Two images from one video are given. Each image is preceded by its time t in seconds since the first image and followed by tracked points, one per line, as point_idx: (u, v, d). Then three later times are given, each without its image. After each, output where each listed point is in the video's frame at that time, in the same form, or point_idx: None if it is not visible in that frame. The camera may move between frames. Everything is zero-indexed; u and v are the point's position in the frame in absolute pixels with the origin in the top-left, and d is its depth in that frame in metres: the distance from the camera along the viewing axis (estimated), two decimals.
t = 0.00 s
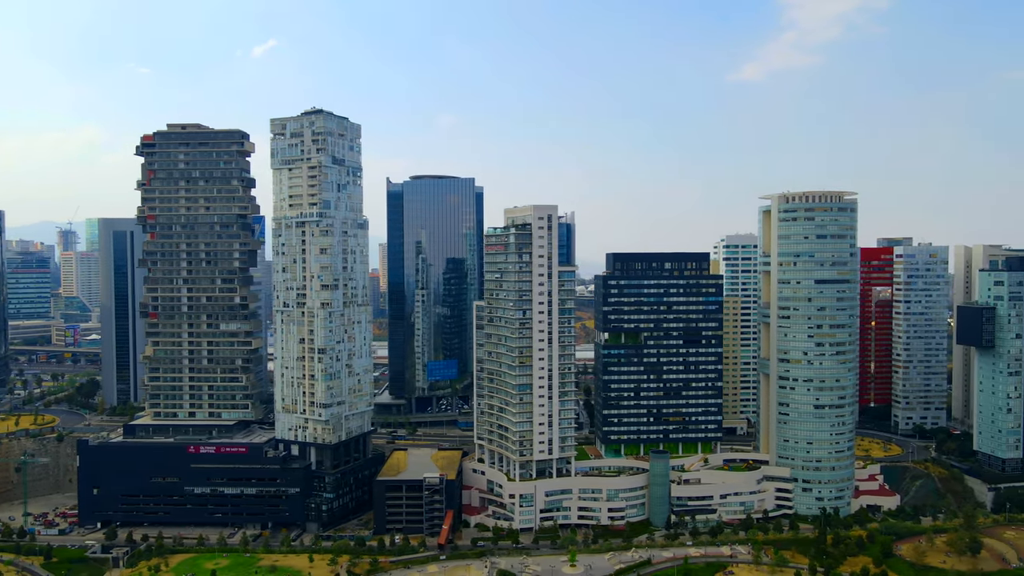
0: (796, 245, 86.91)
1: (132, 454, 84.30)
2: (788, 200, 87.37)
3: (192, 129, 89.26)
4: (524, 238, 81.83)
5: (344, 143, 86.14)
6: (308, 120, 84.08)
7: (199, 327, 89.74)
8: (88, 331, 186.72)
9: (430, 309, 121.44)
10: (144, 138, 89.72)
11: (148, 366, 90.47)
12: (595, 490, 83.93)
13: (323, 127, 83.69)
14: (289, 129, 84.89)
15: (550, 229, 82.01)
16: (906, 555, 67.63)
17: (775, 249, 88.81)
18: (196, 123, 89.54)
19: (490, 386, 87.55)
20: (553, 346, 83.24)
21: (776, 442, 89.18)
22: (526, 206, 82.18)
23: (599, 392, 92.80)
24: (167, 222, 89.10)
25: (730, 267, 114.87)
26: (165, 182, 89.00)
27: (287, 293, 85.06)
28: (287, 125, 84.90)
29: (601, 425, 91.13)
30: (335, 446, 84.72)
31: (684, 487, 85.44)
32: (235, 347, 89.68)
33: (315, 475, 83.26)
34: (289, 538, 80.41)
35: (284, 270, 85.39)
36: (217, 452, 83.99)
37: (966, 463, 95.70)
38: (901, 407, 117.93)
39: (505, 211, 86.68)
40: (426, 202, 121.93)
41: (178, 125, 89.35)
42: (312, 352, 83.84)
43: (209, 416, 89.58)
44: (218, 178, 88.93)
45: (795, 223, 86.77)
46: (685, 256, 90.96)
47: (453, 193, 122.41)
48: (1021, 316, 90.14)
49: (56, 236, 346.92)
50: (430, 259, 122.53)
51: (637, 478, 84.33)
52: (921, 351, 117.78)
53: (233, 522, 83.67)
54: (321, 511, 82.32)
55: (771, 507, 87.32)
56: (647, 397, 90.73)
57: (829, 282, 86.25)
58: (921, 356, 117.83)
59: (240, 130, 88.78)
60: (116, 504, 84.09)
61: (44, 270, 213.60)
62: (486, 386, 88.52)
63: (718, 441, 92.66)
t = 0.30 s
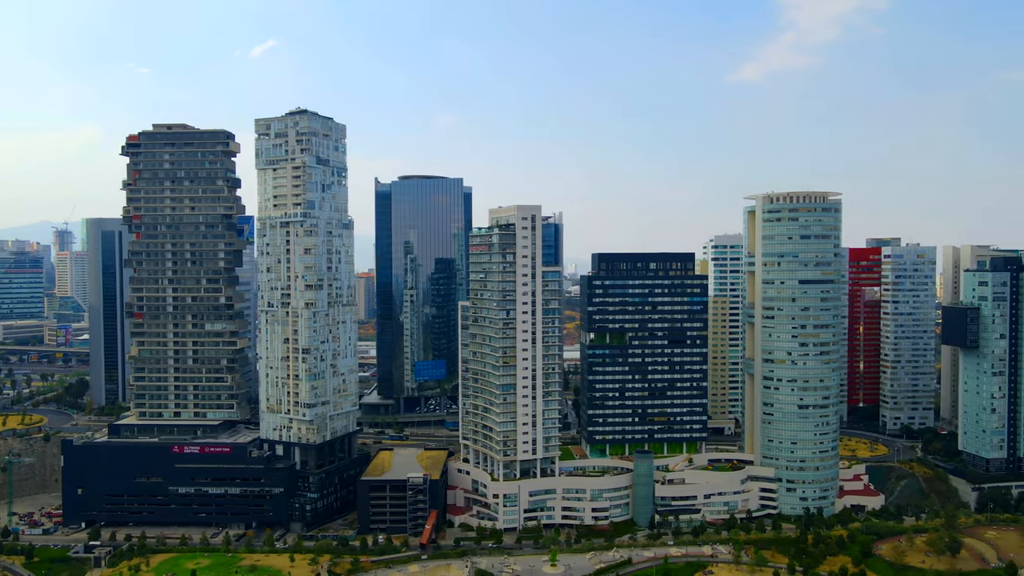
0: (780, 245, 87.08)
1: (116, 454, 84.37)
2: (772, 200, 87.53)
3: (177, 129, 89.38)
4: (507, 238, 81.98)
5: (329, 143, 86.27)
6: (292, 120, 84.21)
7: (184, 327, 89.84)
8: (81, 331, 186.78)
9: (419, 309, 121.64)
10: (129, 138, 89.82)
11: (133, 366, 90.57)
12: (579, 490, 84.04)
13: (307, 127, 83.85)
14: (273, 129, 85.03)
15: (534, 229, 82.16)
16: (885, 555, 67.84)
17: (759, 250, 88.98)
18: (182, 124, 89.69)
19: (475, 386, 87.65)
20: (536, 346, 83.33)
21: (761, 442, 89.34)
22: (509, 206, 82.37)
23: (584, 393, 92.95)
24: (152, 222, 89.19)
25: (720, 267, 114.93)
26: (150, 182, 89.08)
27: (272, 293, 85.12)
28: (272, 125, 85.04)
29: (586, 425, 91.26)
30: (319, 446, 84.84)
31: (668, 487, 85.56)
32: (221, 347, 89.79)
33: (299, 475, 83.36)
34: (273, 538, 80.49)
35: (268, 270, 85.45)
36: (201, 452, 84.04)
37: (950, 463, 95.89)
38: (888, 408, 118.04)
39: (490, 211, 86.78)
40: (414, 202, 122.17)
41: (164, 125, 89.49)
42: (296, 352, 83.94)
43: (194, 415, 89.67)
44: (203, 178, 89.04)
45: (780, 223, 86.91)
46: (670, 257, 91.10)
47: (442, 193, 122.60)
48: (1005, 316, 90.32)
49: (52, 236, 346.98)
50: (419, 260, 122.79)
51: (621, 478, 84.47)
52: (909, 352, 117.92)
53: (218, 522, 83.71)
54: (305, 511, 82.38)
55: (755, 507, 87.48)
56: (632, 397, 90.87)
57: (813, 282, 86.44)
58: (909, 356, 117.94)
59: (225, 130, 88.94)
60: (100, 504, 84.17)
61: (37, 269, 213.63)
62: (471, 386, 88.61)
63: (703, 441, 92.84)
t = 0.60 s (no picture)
0: (765, 246, 87.19)
1: (100, 454, 84.44)
2: (756, 201, 87.63)
3: (163, 129, 89.46)
4: (491, 239, 82.12)
5: (313, 144, 86.40)
6: (277, 120, 84.31)
7: (169, 327, 89.90)
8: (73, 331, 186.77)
9: (408, 309, 122.34)
10: (114, 138, 89.88)
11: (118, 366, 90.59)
12: (563, 490, 84.11)
13: (291, 128, 83.94)
14: (258, 129, 85.13)
15: (518, 229, 82.29)
16: (865, 555, 68.01)
17: (744, 250, 89.06)
18: (168, 124, 89.77)
19: (459, 386, 87.72)
20: (520, 347, 83.38)
21: (745, 443, 89.45)
22: (493, 207, 82.54)
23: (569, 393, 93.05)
24: (137, 222, 89.25)
25: (707, 267, 116.20)
26: (135, 182, 89.14)
27: (256, 294, 85.13)
28: (256, 126, 85.13)
29: (571, 426, 91.36)
30: (304, 446, 84.91)
31: (652, 487, 85.62)
32: (206, 347, 89.87)
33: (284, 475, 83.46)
34: (256, 538, 80.57)
35: (253, 270, 85.50)
36: (185, 452, 84.10)
37: (936, 464, 95.96)
38: (876, 408, 118.16)
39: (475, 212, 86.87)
40: (403, 203, 122.36)
41: (149, 126, 89.57)
42: (281, 352, 84.02)
43: (179, 415, 89.74)
44: (188, 178, 89.13)
45: (764, 224, 87.00)
46: (655, 257, 91.19)
47: (431, 193, 122.87)
48: (989, 316, 90.53)
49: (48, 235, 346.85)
50: (408, 260, 123.18)
51: (605, 478, 84.56)
52: (897, 352, 118.03)
53: (202, 522, 83.78)
54: (289, 511, 82.49)
55: (739, 507, 87.60)
56: (617, 398, 90.90)
57: (797, 283, 86.58)
58: (896, 356, 118.05)
59: (210, 130, 89.01)
60: (84, 504, 84.25)
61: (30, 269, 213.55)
62: (456, 386, 88.67)
63: (688, 441, 92.90)
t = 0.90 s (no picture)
0: (749, 246, 87.32)
1: (84, 454, 84.49)
2: (741, 201, 87.77)
3: (148, 129, 89.50)
4: (474, 239, 82.31)
5: (298, 144, 86.47)
6: (261, 120, 84.40)
7: (154, 327, 89.90)
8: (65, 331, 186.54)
9: (396, 309, 122.45)
10: (99, 138, 89.89)
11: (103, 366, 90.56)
12: (547, 490, 84.22)
13: (275, 128, 84.03)
14: (242, 129, 85.23)
15: (501, 230, 82.43)
16: (844, 555, 68.18)
17: (728, 250, 89.19)
18: (153, 124, 89.83)
19: (444, 386, 87.77)
20: (504, 347, 83.43)
21: (730, 443, 89.56)
22: (477, 207, 82.72)
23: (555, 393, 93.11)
24: (123, 222, 89.24)
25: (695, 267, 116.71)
26: (120, 182, 89.12)
27: (240, 294, 85.15)
28: (241, 126, 85.23)
29: (556, 425, 91.42)
30: (288, 446, 84.93)
31: (636, 487, 85.72)
32: (191, 347, 89.90)
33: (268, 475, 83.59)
34: (240, 538, 80.59)
35: (237, 270, 85.54)
36: (169, 452, 84.12)
37: (921, 464, 96.10)
38: (865, 408, 118.15)
39: (460, 212, 86.96)
40: (391, 203, 122.36)
41: (134, 126, 89.63)
42: (265, 352, 84.07)
43: (164, 415, 89.74)
44: (173, 178, 89.17)
45: (748, 224, 87.13)
46: (640, 257, 91.28)
47: (419, 193, 122.96)
48: (973, 317, 90.68)
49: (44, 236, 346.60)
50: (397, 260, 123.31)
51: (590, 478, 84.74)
52: (885, 352, 118.13)
53: (186, 522, 83.81)
54: (273, 511, 82.58)
55: (723, 507, 87.71)
56: (602, 398, 90.90)
57: (781, 283, 86.75)
58: (885, 356, 118.12)
59: (196, 130, 89.06)
60: (69, 504, 84.28)
61: (23, 269, 213.44)
62: (441, 386, 88.71)
63: (673, 441, 92.98)
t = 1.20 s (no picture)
0: (733, 246, 87.43)
1: (69, 454, 84.58)
2: (726, 201, 87.86)
3: (133, 129, 89.63)
4: (458, 239, 82.40)
5: (283, 144, 86.59)
6: (245, 121, 84.52)
7: (140, 327, 89.97)
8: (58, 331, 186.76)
9: (386, 309, 122.73)
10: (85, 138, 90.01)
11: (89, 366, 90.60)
12: (531, 490, 84.28)
13: (259, 128, 84.13)
14: (226, 130, 85.34)
15: (485, 230, 82.51)
16: (824, 554, 68.31)
17: (713, 250, 89.28)
18: (139, 124, 89.96)
19: (428, 386, 87.83)
20: (488, 347, 83.51)
21: (715, 443, 89.65)
22: (461, 207, 82.83)
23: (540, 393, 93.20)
24: (108, 222, 89.31)
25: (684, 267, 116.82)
26: (105, 182, 89.22)
27: (225, 294, 85.19)
28: (225, 126, 85.35)
29: (541, 425, 91.51)
30: (272, 446, 85.01)
31: (620, 487, 85.77)
32: (176, 347, 89.98)
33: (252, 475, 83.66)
34: (223, 538, 80.62)
35: (222, 270, 85.59)
36: (153, 452, 84.21)
37: (906, 464, 96.19)
38: (852, 408, 118.16)
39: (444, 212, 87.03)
40: (380, 203, 122.42)
41: (120, 126, 89.76)
42: (249, 352, 84.14)
43: (150, 415, 89.80)
44: (159, 178, 89.26)
45: (733, 224, 87.24)
46: (625, 257, 91.36)
47: (408, 194, 123.06)
48: (958, 317, 90.87)
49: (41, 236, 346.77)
50: (386, 260, 123.41)
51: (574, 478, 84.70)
52: (873, 352, 118.23)
53: (170, 522, 83.84)
54: (257, 511, 82.62)
55: (708, 506, 87.78)
56: (587, 398, 90.97)
57: (765, 283, 86.87)
58: (872, 356, 118.22)
59: (181, 131, 89.19)
60: (53, 504, 84.37)
61: (17, 269, 213.72)
62: (425, 386, 88.77)
63: (659, 441, 93.03)
